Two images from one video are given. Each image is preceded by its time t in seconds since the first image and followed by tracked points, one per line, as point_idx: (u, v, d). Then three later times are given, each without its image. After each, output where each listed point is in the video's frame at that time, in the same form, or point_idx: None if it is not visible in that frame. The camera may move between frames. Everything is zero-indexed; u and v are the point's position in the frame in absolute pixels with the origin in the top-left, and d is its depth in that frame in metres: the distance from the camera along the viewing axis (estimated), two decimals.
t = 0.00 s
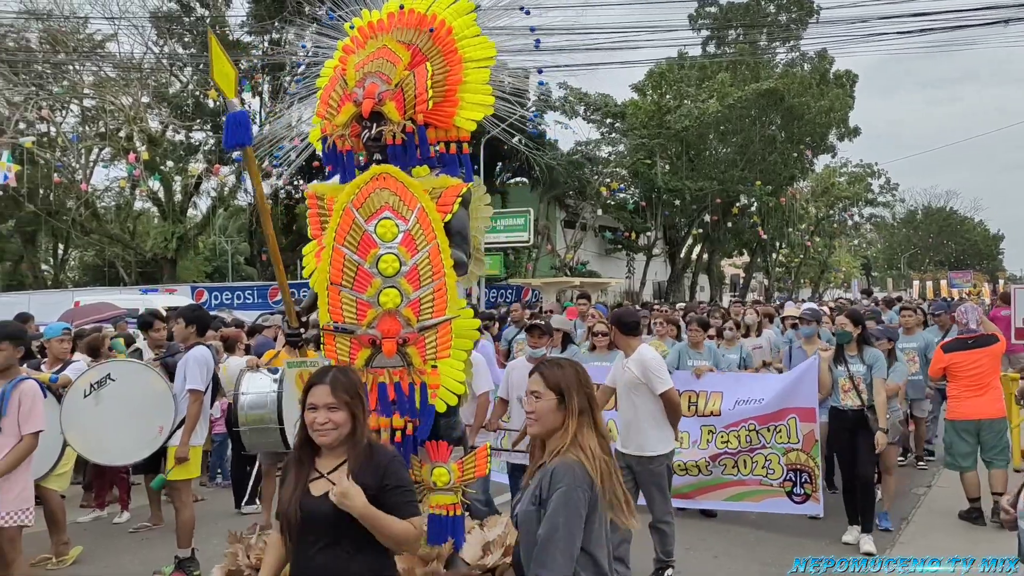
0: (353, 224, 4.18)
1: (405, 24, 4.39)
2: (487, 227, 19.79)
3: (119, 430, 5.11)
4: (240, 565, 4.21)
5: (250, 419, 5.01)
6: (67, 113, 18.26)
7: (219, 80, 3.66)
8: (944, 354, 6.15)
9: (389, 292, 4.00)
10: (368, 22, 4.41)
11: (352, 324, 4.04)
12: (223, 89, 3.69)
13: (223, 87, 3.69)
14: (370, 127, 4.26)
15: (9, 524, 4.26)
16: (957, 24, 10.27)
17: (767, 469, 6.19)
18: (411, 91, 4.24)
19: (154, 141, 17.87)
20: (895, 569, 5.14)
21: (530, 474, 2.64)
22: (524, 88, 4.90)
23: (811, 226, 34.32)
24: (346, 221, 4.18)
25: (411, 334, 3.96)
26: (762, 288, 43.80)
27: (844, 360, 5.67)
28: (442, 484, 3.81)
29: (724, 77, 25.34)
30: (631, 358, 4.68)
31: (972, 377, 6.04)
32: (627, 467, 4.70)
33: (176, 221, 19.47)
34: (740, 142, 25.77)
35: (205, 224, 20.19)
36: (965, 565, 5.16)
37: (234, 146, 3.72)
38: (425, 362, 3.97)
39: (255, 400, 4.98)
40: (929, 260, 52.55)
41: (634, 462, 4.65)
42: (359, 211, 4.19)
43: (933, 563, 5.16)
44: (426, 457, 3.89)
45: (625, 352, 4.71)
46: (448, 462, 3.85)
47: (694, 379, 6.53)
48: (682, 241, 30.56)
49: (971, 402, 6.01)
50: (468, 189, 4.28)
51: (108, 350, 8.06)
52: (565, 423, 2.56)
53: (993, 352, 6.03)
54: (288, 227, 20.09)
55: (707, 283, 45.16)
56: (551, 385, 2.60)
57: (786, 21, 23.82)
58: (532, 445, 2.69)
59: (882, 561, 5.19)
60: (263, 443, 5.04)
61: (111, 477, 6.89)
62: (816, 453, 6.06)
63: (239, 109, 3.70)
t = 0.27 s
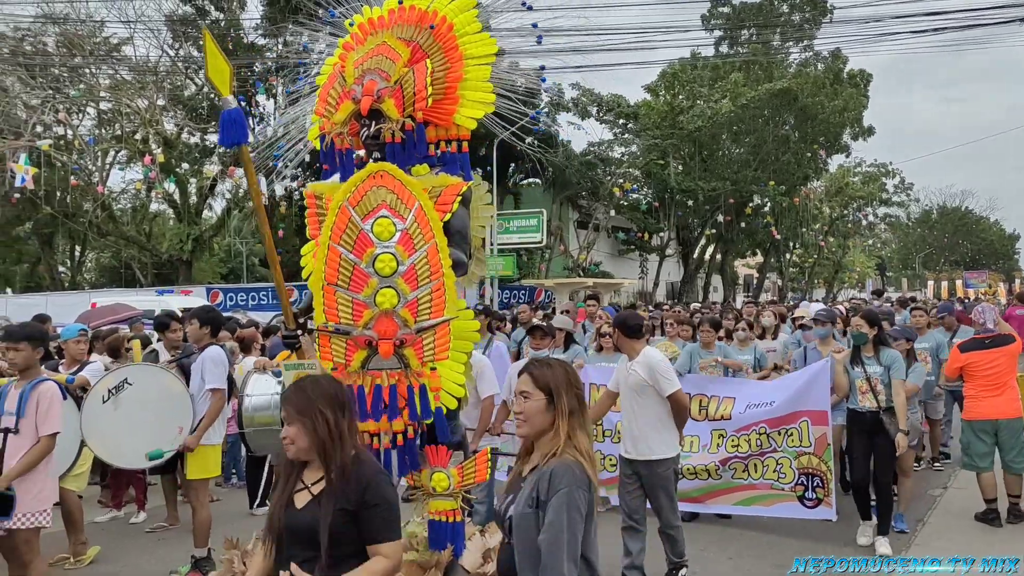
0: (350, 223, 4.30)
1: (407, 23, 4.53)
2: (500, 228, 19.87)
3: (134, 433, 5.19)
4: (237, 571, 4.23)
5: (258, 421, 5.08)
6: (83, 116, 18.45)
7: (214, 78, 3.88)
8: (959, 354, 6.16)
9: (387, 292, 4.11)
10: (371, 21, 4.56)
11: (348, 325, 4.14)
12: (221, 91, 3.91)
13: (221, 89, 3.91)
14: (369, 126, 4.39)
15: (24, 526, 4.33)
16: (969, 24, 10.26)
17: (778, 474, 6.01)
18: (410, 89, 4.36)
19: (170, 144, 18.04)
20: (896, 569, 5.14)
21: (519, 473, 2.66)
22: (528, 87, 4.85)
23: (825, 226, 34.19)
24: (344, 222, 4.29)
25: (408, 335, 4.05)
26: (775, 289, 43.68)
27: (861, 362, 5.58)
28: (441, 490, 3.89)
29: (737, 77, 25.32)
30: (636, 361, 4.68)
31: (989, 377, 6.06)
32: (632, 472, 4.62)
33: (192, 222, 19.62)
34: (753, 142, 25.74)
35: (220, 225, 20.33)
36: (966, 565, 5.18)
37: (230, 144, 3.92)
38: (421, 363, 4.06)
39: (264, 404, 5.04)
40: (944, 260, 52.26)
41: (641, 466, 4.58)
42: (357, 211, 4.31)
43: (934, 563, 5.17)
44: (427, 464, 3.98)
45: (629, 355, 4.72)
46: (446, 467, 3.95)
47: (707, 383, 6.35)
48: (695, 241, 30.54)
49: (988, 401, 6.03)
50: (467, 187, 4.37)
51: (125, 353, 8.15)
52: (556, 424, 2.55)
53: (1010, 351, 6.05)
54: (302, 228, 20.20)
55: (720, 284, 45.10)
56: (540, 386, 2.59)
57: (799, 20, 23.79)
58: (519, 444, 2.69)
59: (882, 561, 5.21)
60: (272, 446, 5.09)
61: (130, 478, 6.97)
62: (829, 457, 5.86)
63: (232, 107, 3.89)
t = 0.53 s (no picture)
0: (350, 222, 4.09)
1: (412, 15, 4.34)
2: (524, 229, 19.89)
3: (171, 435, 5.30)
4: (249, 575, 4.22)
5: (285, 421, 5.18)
6: (111, 119, 18.65)
7: (214, 74, 3.94)
8: (995, 355, 6.13)
9: (389, 294, 3.88)
10: (375, 14, 4.39)
11: (349, 329, 3.90)
12: (221, 90, 3.98)
13: (221, 88, 3.98)
14: (374, 123, 4.23)
15: (54, 525, 4.37)
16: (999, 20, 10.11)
17: (802, 479, 5.86)
18: (415, 84, 4.20)
19: (196, 147, 18.18)
20: (895, 569, 5.15)
21: (524, 477, 2.62)
22: (537, 81, 4.77)
23: (853, 226, 33.87)
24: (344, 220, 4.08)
25: (411, 338, 3.81)
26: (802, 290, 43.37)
27: (890, 365, 5.51)
28: (449, 496, 3.79)
29: (762, 77, 25.13)
30: (647, 359, 4.57)
31: None
32: (646, 474, 4.51)
33: (218, 224, 19.79)
34: (779, 142, 25.56)
35: (246, 227, 20.49)
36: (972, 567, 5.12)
37: (227, 142, 3.98)
38: (425, 367, 3.81)
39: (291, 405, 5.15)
40: (974, 260, 51.61)
41: (654, 468, 4.47)
42: (357, 209, 4.09)
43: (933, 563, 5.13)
44: (434, 471, 3.86)
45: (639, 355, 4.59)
46: (454, 474, 3.82)
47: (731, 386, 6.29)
48: (720, 242, 30.38)
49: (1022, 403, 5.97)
50: (474, 185, 4.14)
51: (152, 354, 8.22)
52: (557, 425, 2.51)
53: None
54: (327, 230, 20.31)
55: (745, 284, 44.83)
56: (536, 385, 2.57)
57: (826, 18, 23.57)
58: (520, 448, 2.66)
59: (880, 561, 5.22)
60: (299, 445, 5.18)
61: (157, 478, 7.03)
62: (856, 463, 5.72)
63: (233, 105, 3.97)
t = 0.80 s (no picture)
0: (354, 223, 4.13)
1: (418, 14, 4.38)
2: (545, 230, 19.89)
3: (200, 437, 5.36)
4: None
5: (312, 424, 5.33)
6: (137, 122, 18.84)
7: (217, 76, 3.92)
8: None
9: (393, 296, 3.93)
10: (381, 12, 4.41)
11: (353, 331, 3.96)
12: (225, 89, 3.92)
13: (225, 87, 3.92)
14: (380, 121, 4.24)
15: (81, 524, 4.43)
16: None
17: (822, 483, 5.83)
18: (421, 82, 4.20)
19: (220, 150, 18.34)
20: (895, 568, 5.23)
21: (538, 478, 2.64)
22: (545, 77, 4.74)
23: (877, 226, 33.59)
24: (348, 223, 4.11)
25: (416, 342, 3.88)
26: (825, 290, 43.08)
27: (913, 368, 5.40)
28: (458, 501, 3.96)
29: (785, 76, 24.95)
30: (658, 361, 4.45)
31: None
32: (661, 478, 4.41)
33: (242, 226, 19.95)
34: (802, 141, 25.41)
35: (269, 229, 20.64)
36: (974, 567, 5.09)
37: (232, 140, 3.92)
38: (430, 369, 3.89)
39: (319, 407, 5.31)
40: (1000, 261, 51.04)
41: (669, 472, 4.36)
42: (361, 211, 4.13)
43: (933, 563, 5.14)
44: (443, 473, 4.04)
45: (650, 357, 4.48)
46: (463, 479, 3.99)
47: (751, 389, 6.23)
48: (742, 242, 30.22)
49: None
50: (481, 185, 4.23)
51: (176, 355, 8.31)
52: (575, 431, 2.52)
53: None
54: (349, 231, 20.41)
55: (768, 285, 44.58)
56: (555, 390, 2.58)
57: (850, 17, 23.35)
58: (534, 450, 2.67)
59: (882, 561, 5.30)
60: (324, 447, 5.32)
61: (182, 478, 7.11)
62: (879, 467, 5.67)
63: (237, 103, 3.92)
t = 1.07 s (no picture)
0: (359, 224, 4.08)
1: (426, 9, 4.29)
2: (567, 232, 19.86)
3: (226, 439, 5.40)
4: None
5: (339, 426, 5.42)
6: (162, 126, 19.04)
7: (218, 71, 3.83)
8: None
9: (399, 298, 3.88)
10: (389, 8, 4.33)
11: (358, 333, 3.93)
12: (226, 85, 3.84)
13: (225, 82, 3.83)
14: (386, 120, 4.16)
15: (111, 524, 4.48)
16: None
17: (846, 489, 5.71)
18: (429, 80, 4.14)
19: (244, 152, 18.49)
20: (896, 569, 5.22)
21: (553, 482, 2.64)
22: (555, 74, 4.70)
23: (903, 226, 33.27)
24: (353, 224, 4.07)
25: (423, 344, 3.83)
26: (850, 291, 42.78)
27: (935, 369, 5.30)
28: (466, 508, 3.83)
29: (809, 75, 24.76)
30: (673, 369, 4.35)
31: None
32: (674, 489, 4.32)
33: (266, 228, 20.11)
34: (826, 141, 25.24)
35: (293, 231, 20.78)
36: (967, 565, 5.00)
37: (235, 141, 3.84)
38: (437, 373, 3.84)
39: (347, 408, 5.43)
40: None
41: (682, 483, 4.27)
42: (366, 212, 4.09)
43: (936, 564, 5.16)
44: (451, 479, 3.93)
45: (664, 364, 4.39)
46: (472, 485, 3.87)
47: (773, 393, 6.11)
48: (766, 243, 30.04)
49: None
50: (489, 184, 4.12)
51: (202, 357, 8.39)
52: (596, 435, 2.51)
53: None
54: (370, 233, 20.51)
55: (792, 287, 44.29)
56: (574, 392, 2.56)
57: (875, 15, 23.15)
58: (550, 452, 2.67)
59: (881, 562, 5.30)
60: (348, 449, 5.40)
61: (206, 478, 7.19)
62: (904, 471, 5.57)
63: (239, 106, 3.85)
